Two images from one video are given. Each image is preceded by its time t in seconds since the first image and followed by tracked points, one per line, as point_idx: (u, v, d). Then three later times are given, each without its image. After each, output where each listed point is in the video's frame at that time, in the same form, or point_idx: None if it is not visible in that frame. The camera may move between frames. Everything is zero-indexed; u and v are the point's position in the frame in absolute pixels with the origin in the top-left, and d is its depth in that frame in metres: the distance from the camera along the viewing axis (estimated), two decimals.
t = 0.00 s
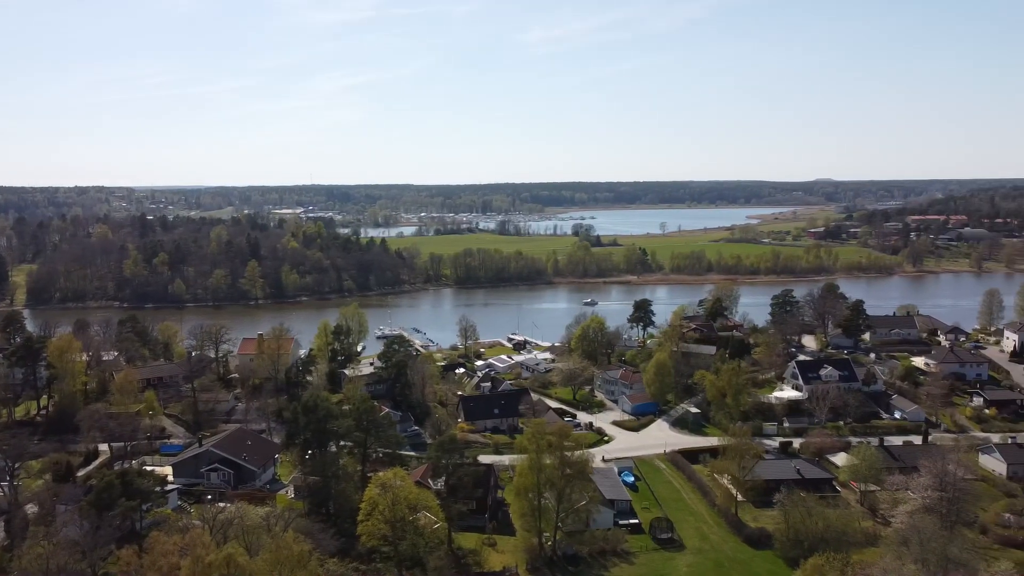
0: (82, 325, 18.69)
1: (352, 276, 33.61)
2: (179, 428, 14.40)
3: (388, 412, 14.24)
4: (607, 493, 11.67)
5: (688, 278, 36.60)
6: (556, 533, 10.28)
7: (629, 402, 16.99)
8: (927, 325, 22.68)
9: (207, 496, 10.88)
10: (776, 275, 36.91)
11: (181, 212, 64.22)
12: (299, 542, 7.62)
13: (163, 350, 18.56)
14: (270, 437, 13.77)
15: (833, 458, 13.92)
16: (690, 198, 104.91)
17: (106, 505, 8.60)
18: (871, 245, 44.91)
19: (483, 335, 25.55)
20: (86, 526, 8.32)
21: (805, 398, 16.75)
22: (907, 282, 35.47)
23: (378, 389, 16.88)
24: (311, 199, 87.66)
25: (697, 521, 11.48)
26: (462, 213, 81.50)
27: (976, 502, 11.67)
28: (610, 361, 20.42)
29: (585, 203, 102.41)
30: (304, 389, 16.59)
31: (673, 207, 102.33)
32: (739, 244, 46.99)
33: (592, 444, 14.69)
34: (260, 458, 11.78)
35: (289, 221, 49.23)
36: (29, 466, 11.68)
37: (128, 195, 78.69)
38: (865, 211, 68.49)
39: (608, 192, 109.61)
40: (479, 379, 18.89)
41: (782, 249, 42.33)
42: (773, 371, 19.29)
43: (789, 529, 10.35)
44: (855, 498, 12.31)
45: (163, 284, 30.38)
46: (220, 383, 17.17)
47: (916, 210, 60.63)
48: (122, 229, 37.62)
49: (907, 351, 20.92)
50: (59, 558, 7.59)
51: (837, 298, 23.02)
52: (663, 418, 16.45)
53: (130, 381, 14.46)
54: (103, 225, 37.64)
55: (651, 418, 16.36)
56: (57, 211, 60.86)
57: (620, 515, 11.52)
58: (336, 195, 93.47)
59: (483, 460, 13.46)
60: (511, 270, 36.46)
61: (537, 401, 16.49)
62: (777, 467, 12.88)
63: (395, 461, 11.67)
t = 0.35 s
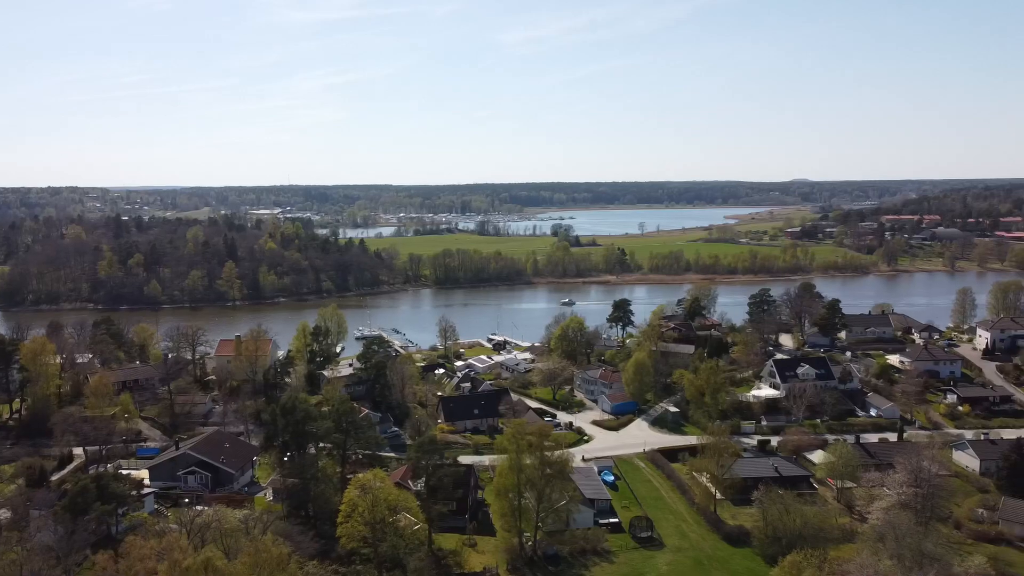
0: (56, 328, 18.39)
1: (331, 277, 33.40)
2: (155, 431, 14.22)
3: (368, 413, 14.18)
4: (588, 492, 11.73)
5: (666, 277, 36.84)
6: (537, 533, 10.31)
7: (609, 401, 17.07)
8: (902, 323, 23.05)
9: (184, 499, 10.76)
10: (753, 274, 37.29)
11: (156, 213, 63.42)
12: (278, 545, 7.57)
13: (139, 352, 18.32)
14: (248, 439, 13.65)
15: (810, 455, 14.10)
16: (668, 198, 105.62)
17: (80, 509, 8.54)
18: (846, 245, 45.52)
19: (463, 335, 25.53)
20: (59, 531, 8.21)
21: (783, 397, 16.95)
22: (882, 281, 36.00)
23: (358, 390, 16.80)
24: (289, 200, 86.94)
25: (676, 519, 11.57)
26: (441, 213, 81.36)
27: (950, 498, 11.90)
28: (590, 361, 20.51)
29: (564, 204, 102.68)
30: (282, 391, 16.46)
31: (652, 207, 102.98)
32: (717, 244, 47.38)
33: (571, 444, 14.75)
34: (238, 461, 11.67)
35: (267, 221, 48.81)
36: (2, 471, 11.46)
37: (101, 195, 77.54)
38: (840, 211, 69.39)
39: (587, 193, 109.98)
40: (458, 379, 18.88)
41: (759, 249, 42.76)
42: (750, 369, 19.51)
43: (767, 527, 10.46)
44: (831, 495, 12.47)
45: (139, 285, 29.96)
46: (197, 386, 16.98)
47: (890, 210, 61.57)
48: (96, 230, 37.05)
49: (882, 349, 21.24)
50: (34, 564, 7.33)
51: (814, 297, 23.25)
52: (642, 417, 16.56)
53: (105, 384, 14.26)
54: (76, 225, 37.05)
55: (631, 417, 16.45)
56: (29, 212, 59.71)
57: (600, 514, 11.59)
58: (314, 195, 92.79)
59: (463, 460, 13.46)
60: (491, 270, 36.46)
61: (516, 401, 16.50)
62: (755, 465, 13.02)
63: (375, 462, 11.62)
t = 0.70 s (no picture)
0: (28, 330, 18.06)
1: (309, 278, 33.16)
2: (131, 435, 14.03)
3: (347, 415, 14.10)
4: (568, 492, 11.77)
5: (645, 277, 37.05)
6: (517, 533, 10.31)
7: (589, 400, 17.14)
8: (877, 322, 23.39)
9: (161, 503, 10.63)
10: (731, 274, 37.65)
11: (130, 215, 62.67)
12: (257, 548, 7.51)
13: (114, 355, 18.05)
14: (226, 441, 13.51)
15: (787, 453, 14.27)
16: (646, 199, 106.23)
17: (54, 514, 8.39)
18: (822, 244, 46.10)
19: (442, 336, 25.48)
20: (33, 537, 8.07)
21: (761, 395, 17.13)
22: (857, 280, 36.50)
23: (337, 391, 16.71)
24: (267, 200, 86.19)
25: (657, 518, 11.65)
26: (421, 214, 81.17)
27: (925, 493, 12.11)
28: (569, 361, 20.59)
29: (543, 204, 102.87)
30: (261, 392, 16.32)
31: (630, 207, 103.53)
32: (695, 244, 47.74)
33: (551, 444, 14.78)
34: (215, 464, 11.55)
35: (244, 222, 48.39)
36: None
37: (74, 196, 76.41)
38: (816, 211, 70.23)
39: (566, 193, 110.25)
40: (439, 380, 18.85)
41: (737, 249, 43.14)
42: (729, 368, 19.69)
43: (746, 525, 10.55)
44: (808, 492, 12.62)
45: (113, 287, 29.55)
46: (174, 388, 16.77)
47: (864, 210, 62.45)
48: (69, 231, 36.47)
49: (858, 347, 21.54)
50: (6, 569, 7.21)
51: (791, 297, 23.39)
52: (622, 416, 16.65)
53: (79, 387, 14.03)
54: (49, 227, 36.43)
55: (610, 417, 16.53)
56: None
57: (580, 514, 11.64)
58: (292, 196, 92.02)
59: (443, 461, 13.45)
60: (470, 271, 36.43)
61: (496, 402, 16.49)
62: (733, 463, 13.15)
63: (354, 464, 11.55)
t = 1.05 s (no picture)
0: None
1: (287, 279, 32.89)
2: (106, 438, 13.84)
3: (326, 416, 14.02)
4: (548, 492, 11.81)
5: (624, 277, 37.25)
6: (497, 533, 10.32)
7: (568, 400, 17.20)
8: (853, 320, 23.73)
9: (136, 507, 10.51)
10: (709, 274, 38.00)
11: (103, 215, 61.79)
12: (235, 551, 7.47)
13: (88, 358, 17.80)
14: (203, 444, 13.37)
15: (764, 451, 14.42)
16: (625, 199, 106.78)
17: (28, 519, 8.27)
18: (798, 244, 46.67)
19: (422, 336, 25.42)
20: (6, 542, 7.94)
21: (738, 394, 17.30)
22: (832, 279, 37.00)
23: (315, 393, 16.60)
24: (244, 201, 85.44)
25: (636, 517, 11.72)
26: (399, 214, 80.92)
27: (899, 490, 12.31)
28: (549, 361, 20.65)
29: (522, 204, 103.02)
30: (238, 394, 16.18)
31: (609, 207, 103.99)
32: (673, 244, 48.06)
33: (531, 444, 14.82)
34: (192, 467, 11.42)
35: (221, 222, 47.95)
36: None
37: (46, 196, 75.19)
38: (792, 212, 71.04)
39: (546, 193, 110.45)
40: (418, 381, 18.80)
41: (714, 249, 43.51)
42: (706, 367, 19.86)
43: (725, 522, 10.66)
44: (786, 489, 12.77)
45: (87, 289, 29.12)
46: (150, 391, 16.56)
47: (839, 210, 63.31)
48: (41, 231, 35.89)
49: (834, 346, 21.82)
50: None
51: (768, 296, 23.67)
52: (601, 416, 16.73)
53: (52, 391, 13.82)
54: (21, 228, 35.83)
55: (590, 416, 16.60)
56: None
57: (560, 513, 11.69)
58: (270, 196, 91.30)
59: (423, 462, 13.43)
60: (449, 271, 36.38)
61: (476, 402, 16.48)
62: (711, 462, 13.28)
63: (333, 466, 11.48)
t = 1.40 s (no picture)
0: None
1: (264, 280, 32.60)
2: (80, 442, 13.64)
3: (305, 418, 13.92)
4: (528, 491, 11.85)
5: (602, 277, 37.42)
6: (477, 534, 10.32)
7: (548, 400, 17.24)
8: (829, 319, 24.04)
9: (112, 511, 10.36)
10: (687, 273, 38.30)
11: (76, 216, 60.88)
12: (213, 555, 7.40)
13: (61, 360, 17.53)
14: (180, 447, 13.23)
15: (742, 449, 14.57)
16: (604, 199, 107.25)
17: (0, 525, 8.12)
18: (775, 244, 47.19)
19: (401, 337, 25.34)
20: None
21: (717, 392, 17.46)
22: (809, 278, 37.45)
23: (293, 395, 16.49)
24: (220, 201, 84.65)
25: (616, 516, 11.79)
26: (378, 215, 80.60)
27: (875, 486, 12.49)
28: (528, 361, 20.69)
29: (501, 205, 103.10)
30: (215, 397, 16.02)
31: (588, 207, 104.35)
32: (651, 244, 48.36)
33: (511, 444, 14.85)
34: (169, 470, 11.29)
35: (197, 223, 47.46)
36: None
37: (16, 197, 73.88)
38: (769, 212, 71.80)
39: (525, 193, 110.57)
40: (397, 382, 18.73)
41: (692, 249, 43.87)
42: (685, 366, 20.02)
43: (704, 521, 10.76)
44: (763, 487, 12.92)
45: (61, 291, 28.67)
46: (125, 394, 16.35)
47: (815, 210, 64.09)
48: (12, 232, 35.28)
49: (810, 345, 22.10)
50: None
51: (745, 295, 23.91)
52: (581, 416, 16.80)
53: (24, 394, 13.59)
54: None
55: (569, 416, 16.67)
56: None
57: (540, 513, 11.73)
58: (247, 196, 90.54)
59: (403, 464, 13.40)
60: (428, 271, 36.28)
61: (455, 403, 16.47)
62: (690, 460, 13.39)
63: (311, 468, 11.40)
